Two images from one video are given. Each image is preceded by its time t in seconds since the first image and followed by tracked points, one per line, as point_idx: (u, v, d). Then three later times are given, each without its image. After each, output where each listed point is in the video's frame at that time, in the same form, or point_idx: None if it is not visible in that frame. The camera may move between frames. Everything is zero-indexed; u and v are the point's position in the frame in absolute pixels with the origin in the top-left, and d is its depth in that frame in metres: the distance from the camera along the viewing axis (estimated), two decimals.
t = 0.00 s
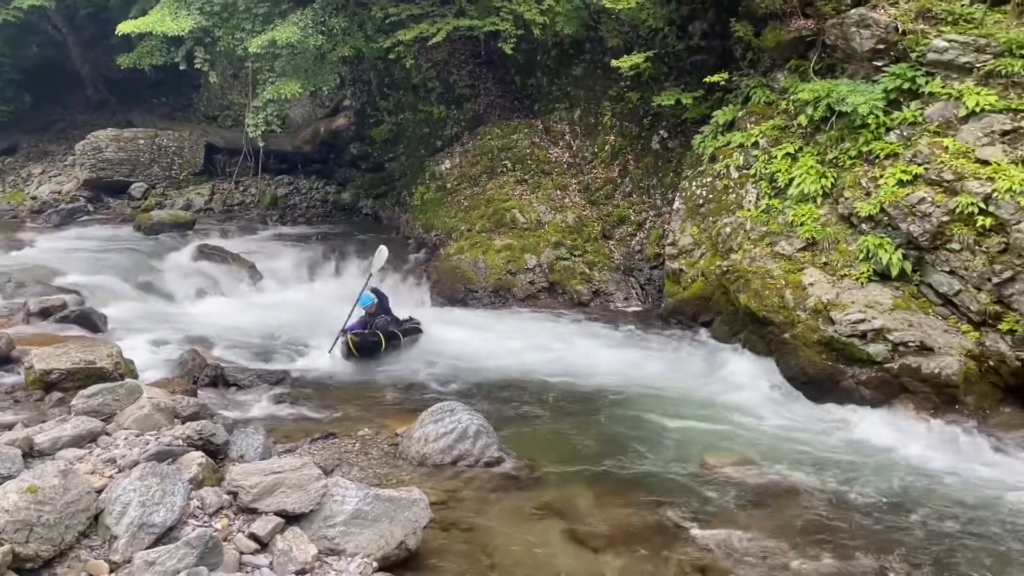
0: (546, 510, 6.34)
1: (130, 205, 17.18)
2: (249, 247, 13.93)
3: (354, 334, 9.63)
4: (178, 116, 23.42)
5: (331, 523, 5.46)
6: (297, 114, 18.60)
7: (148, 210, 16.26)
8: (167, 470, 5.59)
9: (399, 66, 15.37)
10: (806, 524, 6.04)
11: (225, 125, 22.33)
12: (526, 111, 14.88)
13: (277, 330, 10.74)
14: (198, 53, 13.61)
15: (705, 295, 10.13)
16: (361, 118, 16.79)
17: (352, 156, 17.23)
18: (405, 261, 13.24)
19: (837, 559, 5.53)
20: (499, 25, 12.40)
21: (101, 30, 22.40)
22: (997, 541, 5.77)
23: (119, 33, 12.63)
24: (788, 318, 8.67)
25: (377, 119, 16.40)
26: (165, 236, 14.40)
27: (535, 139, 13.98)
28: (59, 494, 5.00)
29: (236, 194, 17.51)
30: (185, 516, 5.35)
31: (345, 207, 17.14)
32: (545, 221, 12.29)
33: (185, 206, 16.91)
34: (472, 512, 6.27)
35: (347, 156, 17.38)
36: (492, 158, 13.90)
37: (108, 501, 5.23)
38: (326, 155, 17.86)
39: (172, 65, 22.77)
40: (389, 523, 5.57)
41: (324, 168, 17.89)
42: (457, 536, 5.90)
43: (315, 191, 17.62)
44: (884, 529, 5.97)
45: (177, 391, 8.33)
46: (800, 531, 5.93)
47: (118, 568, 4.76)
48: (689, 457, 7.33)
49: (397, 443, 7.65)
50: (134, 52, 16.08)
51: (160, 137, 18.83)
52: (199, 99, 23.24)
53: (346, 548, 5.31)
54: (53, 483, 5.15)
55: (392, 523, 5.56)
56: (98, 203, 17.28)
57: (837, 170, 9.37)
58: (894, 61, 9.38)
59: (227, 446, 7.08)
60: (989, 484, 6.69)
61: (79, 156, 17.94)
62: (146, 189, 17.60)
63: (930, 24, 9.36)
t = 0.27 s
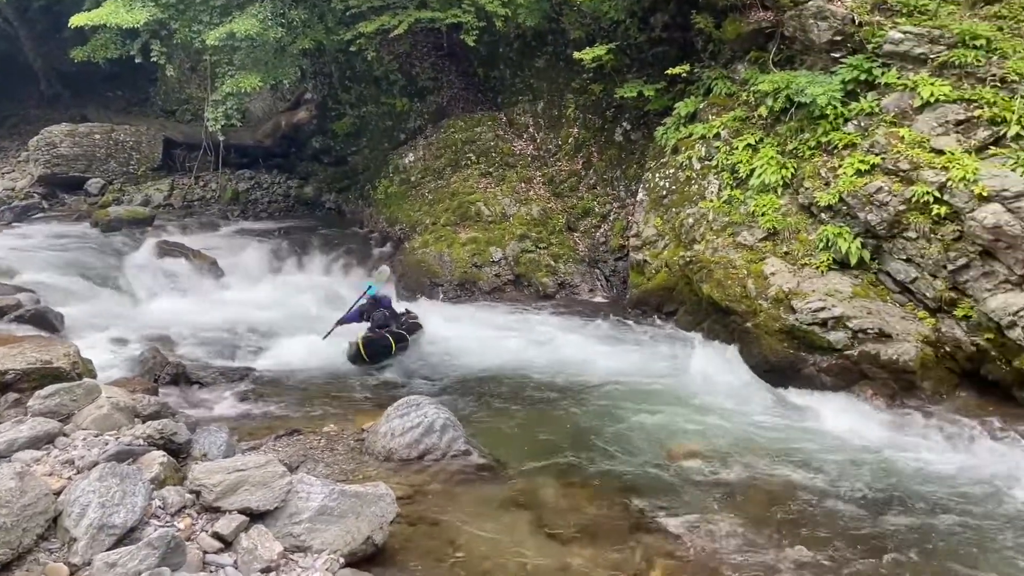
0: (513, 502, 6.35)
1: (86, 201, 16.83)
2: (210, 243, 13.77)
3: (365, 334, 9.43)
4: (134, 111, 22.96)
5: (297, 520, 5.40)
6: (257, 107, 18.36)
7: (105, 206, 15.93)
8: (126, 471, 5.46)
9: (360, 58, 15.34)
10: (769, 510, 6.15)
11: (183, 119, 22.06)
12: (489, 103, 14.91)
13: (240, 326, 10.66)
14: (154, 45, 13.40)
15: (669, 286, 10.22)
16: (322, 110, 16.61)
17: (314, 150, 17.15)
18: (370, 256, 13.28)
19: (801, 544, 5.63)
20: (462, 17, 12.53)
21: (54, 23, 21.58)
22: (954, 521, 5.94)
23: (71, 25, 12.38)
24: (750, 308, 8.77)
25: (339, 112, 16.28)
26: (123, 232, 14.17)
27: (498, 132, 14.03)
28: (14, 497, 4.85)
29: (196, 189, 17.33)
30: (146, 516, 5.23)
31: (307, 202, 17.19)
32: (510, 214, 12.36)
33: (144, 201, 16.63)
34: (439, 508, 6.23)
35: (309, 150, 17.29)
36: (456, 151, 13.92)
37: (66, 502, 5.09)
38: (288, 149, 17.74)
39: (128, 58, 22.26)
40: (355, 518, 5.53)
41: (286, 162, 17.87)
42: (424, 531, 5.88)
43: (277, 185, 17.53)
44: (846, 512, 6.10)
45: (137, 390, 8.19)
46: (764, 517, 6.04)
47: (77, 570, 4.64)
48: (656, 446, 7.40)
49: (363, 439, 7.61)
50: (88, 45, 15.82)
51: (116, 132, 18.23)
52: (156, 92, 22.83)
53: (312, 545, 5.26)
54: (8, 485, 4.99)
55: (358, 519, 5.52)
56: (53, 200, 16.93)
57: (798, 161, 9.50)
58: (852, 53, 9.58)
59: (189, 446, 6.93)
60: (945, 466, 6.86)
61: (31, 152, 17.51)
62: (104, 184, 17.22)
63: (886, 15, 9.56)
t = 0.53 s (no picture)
0: (483, 495, 6.36)
1: (42, 198, 16.35)
2: (173, 240, 13.57)
3: (397, 342, 9.27)
4: (91, 106, 22.41)
5: (264, 518, 5.33)
6: (218, 102, 18.31)
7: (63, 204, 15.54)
8: (88, 472, 5.32)
9: (323, 52, 15.25)
10: (736, 497, 6.22)
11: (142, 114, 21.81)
12: (454, 96, 14.92)
13: (205, 323, 10.54)
14: (111, 39, 13.11)
15: (636, 277, 10.25)
16: (286, 104, 16.51)
17: (277, 144, 17.02)
18: (335, 251, 13.14)
19: (766, 529, 5.70)
20: (425, 11, 12.54)
21: (7, 16, 20.50)
22: (913, 501, 6.06)
23: (24, 18, 12.06)
24: (716, 298, 8.86)
25: (302, 106, 16.20)
26: (81, 230, 13.89)
27: (463, 125, 14.09)
28: None
29: (157, 185, 16.97)
30: (108, 519, 5.11)
31: (271, 197, 17.04)
32: (477, 207, 12.44)
33: (103, 198, 16.26)
34: (407, 503, 6.21)
35: (272, 145, 17.15)
36: (422, 144, 13.96)
37: (26, 506, 4.96)
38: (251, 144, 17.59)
39: (84, 52, 21.53)
40: (323, 516, 5.48)
41: (249, 158, 17.76)
42: (393, 526, 5.86)
43: (240, 181, 17.26)
44: (809, 496, 6.19)
45: (99, 390, 8.01)
46: (729, 504, 6.11)
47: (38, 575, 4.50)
48: (623, 435, 7.47)
49: (330, 435, 7.55)
50: (42, 39, 15.46)
51: (74, 128, 18.57)
52: (114, 87, 22.33)
53: (280, 543, 5.20)
54: None
55: (326, 516, 5.48)
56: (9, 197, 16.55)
57: (760, 152, 9.60)
58: (812, 44, 9.69)
59: (153, 445, 6.68)
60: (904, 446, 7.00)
61: None
62: (61, 181, 16.74)
63: (844, 9, 9.67)
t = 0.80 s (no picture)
0: (454, 489, 6.35)
1: None
2: (137, 237, 13.34)
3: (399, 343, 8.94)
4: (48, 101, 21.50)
5: (233, 517, 5.25)
6: (181, 97, 18.11)
7: (22, 202, 15.15)
8: (50, 475, 5.14)
9: (287, 45, 15.13)
10: (707, 486, 6.29)
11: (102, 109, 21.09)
12: (421, 89, 14.91)
13: (170, 321, 10.41)
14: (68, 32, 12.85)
15: (604, 269, 10.33)
16: (250, 98, 16.35)
17: (242, 139, 16.82)
18: (303, 246, 12.99)
19: (736, 517, 5.77)
20: (390, 3, 12.51)
21: None
22: (879, 488, 6.16)
23: None
24: (683, 289, 8.93)
25: (266, 101, 16.06)
26: (40, 228, 13.59)
27: (430, 117, 14.05)
28: None
29: (118, 181, 16.60)
30: (74, 521, 4.96)
31: (236, 192, 16.83)
32: (445, 201, 12.43)
33: (63, 195, 15.90)
34: (379, 499, 6.17)
35: (236, 139, 16.94)
36: (388, 138, 13.94)
37: None
38: (215, 138, 17.34)
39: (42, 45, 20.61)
40: (294, 513, 5.41)
41: (213, 153, 17.61)
42: (365, 521, 5.83)
43: (205, 176, 17.04)
44: (777, 484, 6.29)
45: (62, 391, 7.83)
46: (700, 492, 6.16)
47: None
48: (593, 427, 7.52)
49: (300, 432, 7.48)
50: None
51: (31, 124, 17.94)
52: (72, 81, 21.52)
53: (250, 541, 5.12)
54: None
55: (296, 513, 5.40)
56: None
57: (726, 143, 9.68)
58: (776, 36, 9.79)
59: (119, 446, 6.53)
60: (865, 434, 7.18)
61: None
62: (18, 179, 16.26)
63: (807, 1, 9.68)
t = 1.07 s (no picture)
0: (426, 484, 6.34)
1: None
2: (101, 235, 13.11)
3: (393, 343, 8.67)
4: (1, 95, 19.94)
5: (202, 516, 5.19)
6: (142, 92, 17.60)
7: None
8: (13, 476, 5.00)
9: (250, 39, 15.00)
10: (677, 474, 6.39)
11: (60, 104, 19.29)
12: (388, 83, 14.85)
13: (136, 320, 10.27)
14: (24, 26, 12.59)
15: (574, 261, 10.38)
16: (213, 92, 16.13)
17: (206, 134, 16.56)
18: (269, 241, 12.84)
19: (707, 507, 5.84)
20: None
21: None
22: (846, 475, 6.26)
23: None
24: (652, 280, 8.98)
25: (230, 95, 15.83)
26: None
27: (397, 111, 14.00)
28: None
29: (79, 178, 16.28)
30: (38, 523, 4.88)
31: (201, 188, 16.63)
32: (413, 194, 12.40)
33: (22, 192, 15.54)
34: (351, 495, 6.15)
35: (200, 134, 16.68)
36: (355, 132, 13.88)
37: None
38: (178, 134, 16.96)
39: None
40: (264, 511, 5.37)
41: (176, 148, 17.24)
42: (336, 518, 5.80)
43: (169, 172, 16.86)
44: (745, 471, 6.39)
45: (25, 392, 7.65)
46: (672, 481, 6.25)
47: None
48: (564, 419, 7.57)
49: (270, 429, 7.42)
50: None
51: None
52: (30, 77, 19.99)
53: (220, 540, 5.08)
54: None
55: (266, 511, 5.36)
56: None
57: (692, 135, 9.75)
58: (740, 27, 9.84)
59: (84, 446, 6.40)
60: (829, 419, 7.32)
61: None
62: None
63: None
